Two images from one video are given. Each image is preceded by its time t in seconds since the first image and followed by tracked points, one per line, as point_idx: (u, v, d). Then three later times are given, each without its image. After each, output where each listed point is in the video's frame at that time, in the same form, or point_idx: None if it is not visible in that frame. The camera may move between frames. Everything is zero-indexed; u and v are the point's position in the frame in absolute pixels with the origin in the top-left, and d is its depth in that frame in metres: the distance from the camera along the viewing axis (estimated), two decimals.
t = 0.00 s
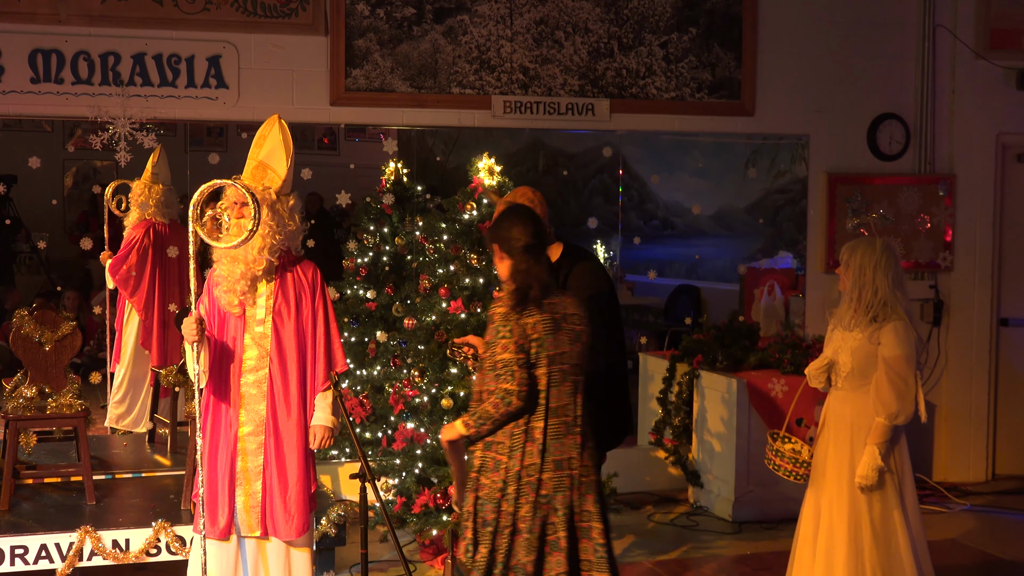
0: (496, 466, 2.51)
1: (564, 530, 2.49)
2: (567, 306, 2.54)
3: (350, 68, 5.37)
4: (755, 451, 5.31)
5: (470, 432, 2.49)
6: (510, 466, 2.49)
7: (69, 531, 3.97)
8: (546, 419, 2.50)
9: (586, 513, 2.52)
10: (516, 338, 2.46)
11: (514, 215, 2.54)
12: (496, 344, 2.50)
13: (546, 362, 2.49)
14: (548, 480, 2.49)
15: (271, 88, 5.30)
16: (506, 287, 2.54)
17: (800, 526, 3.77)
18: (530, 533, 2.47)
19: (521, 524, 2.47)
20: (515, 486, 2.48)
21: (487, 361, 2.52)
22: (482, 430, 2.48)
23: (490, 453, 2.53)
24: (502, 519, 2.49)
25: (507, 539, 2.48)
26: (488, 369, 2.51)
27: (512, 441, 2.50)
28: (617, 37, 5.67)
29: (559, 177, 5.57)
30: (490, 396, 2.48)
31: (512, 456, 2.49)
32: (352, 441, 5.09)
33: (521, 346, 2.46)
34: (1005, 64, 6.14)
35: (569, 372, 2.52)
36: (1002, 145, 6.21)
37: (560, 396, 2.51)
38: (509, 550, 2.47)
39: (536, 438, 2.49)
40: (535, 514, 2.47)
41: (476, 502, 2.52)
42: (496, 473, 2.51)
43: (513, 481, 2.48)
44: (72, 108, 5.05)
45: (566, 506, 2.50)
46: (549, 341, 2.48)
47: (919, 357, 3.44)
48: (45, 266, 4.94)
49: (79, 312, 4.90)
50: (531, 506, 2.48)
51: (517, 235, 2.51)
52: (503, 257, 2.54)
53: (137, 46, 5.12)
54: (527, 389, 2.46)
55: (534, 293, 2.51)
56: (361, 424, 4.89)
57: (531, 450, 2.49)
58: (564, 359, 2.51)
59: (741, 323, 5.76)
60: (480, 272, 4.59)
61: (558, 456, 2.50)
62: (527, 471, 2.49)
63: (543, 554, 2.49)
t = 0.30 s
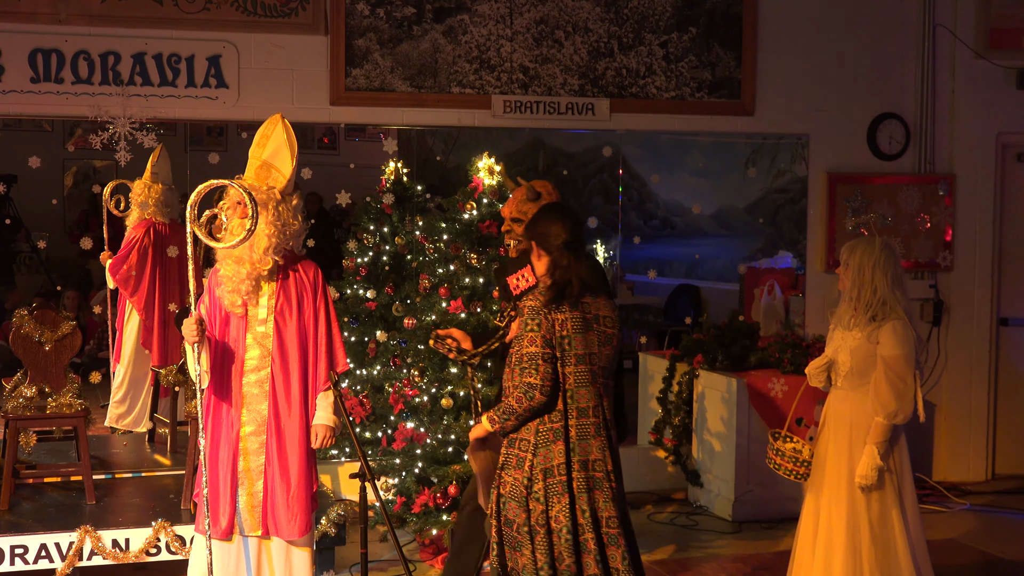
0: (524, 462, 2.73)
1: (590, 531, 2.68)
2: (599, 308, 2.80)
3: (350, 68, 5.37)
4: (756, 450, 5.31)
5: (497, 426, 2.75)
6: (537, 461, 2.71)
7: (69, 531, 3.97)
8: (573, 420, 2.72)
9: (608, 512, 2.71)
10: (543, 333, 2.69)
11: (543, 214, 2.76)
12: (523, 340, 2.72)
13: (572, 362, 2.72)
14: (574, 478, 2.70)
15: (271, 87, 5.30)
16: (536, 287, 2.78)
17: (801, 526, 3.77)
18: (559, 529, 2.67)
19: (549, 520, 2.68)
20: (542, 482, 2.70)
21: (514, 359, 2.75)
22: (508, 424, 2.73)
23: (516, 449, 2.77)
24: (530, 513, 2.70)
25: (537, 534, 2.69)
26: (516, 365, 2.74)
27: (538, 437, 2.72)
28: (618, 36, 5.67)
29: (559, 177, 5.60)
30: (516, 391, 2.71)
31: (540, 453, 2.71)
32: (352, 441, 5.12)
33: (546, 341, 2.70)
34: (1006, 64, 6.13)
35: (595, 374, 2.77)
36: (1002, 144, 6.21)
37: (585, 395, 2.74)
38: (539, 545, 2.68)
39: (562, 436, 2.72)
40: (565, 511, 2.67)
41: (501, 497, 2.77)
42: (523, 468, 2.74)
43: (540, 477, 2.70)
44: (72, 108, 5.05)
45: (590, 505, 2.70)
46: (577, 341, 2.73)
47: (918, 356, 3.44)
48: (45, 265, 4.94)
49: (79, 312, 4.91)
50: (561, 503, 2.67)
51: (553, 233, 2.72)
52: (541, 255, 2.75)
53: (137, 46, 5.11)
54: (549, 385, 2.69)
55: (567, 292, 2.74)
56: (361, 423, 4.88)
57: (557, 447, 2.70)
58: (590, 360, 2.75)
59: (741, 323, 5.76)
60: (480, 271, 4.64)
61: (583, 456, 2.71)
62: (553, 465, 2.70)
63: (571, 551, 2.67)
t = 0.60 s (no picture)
0: (535, 468, 2.67)
1: (602, 538, 2.61)
2: (609, 313, 2.74)
3: (350, 67, 5.37)
4: (757, 450, 5.31)
5: (504, 432, 2.69)
6: (547, 466, 2.65)
7: (69, 530, 3.98)
8: (583, 425, 2.66)
9: (619, 517, 2.67)
10: (550, 338, 2.63)
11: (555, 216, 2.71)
12: (530, 345, 2.66)
13: (580, 367, 2.66)
14: (585, 484, 2.64)
15: (271, 87, 5.30)
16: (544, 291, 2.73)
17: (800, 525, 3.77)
18: (574, 535, 2.61)
19: (563, 527, 2.61)
20: (555, 488, 2.63)
21: (521, 364, 2.70)
22: (514, 431, 2.67)
23: (525, 454, 2.70)
24: (542, 520, 2.64)
25: (549, 540, 2.62)
26: (522, 368, 2.69)
27: (548, 443, 2.66)
28: (618, 36, 5.67)
29: (559, 177, 5.59)
30: (524, 397, 2.65)
31: (551, 459, 2.65)
32: (353, 440, 5.14)
33: (554, 347, 2.63)
34: (1006, 63, 6.14)
35: (604, 378, 2.71)
36: (1002, 144, 6.22)
37: (594, 400, 2.68)
38: (551, 552, 2.61)
39: (574, 442, 2.65)
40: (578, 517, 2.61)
41: (511, 503, 2.70)
42: (533, 473, 2.67)
43: (552, 483, 2.64)
44: (72, 108, 5.05)
45: (602, 510, 2.64)
46: (585, 345, 2.66)
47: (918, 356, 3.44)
48: (45, 265, 4.94)
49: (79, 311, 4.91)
50: (573, 509, 2.62)
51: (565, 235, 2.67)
52: (553, 255, 2.73)
53: (137, 45, 5.11)
54: (555, 392, 2.63)
55: (581, 299, 2.65)
56: (361, 423, 4.89)
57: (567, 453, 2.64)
58: (599, 364, 2.70)
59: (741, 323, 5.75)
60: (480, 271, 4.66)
61: (594, 461, 2.66)
62: (563, 471, 2.64)
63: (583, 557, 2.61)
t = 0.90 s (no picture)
0: (535, 473, 2.60)
1: (605, 540, 2.57)
2: (607, 312, 2.67)
3: (350, 66, 5.36)
4: (757, 449, 5.31)
5: (506, 440, 2.59)
6: (550, 472, 2.57)
7: (69, 529, 3.98)
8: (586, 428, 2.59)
9: (621, 517, 2.63)
10: (552, 344, 2.54)
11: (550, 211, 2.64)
12: (531, 349, 2.58)
13: (583, 370, 2.58)
14: (588, 487, 2.59)
15: (271, 86, 5.30)
16: (541, 294, 2.65)
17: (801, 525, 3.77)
18: (573, 541, 2.54)
19: (564, 534, 2.55)
20: (556, 494, 2.56)
21: (522, 369, 2.61)
22: (517, 438, 2.57)
23: (527, 459, 2.63)
24: (543, 526, 2.56)
25: (549, 547, 2.55)
26: (523, 373, 2.61)
27: (550, 448, 2.58)
28: (618, 35, 5.67)
29: (560, 176, 5.58)
30: (526, 403, 2.56)
31: (553, 464, 2.57)
32: (352, 439, 5.12)
33: (557, 352, 2.55)
34: (1006, 63, 6.14)
35: (605, 380, 2.64)
36: (1002, 143, 6.22)
37: (596, 403, 2.62)
38: (551, 558, 2.54)
39: (576, 446, 2.58)
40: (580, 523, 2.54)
41: (512, 508, 2.63)
42: (534, 479, 2.60)
43: (554, 489, 2.56)
44: (72, 106, 5.04)
45: (604, 513, 2.59)
46: (587, 348, 2.58)
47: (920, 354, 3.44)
48: (45, 264, 4.94)
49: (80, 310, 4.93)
50: (574, 515, 2.55)
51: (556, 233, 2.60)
52: (545, 254, 2.65)
53: (137, 44, 5.10)
54: (560, 398, 2.55)
55: (582, 303, 2.58)
56: (362, 422, 4.90)
57: (570, 457, 2.58)
58: (601, 366, 2.62)
59: (741, 322, 5.75)
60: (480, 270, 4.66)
61: (597, 464, 2.61)
62: (566, 476, 2.57)
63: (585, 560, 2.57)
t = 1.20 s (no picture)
0: (533, 476, 2.59)
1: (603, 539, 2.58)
2: (600, 310, 2.66)
3: (350, 66, 5.36)
4: (757, 450, 5.31)
5: (504, 443, 2.61)
6: (547, 474, 2.57)
7: (69, 529, 3.99)
8: (582, 429, 2.59)
9: (619, 515, 2.62)
10: (546, 347, 2.54)
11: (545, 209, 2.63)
12: (526, 353, 2.58)
13: (577, 371, 2.58)
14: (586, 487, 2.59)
15: (271, 85, 5.29)
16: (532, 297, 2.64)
17: (801, 526, 3.77)
18: (571, 544, 2.53)
19: (563, 536, 2.54)
20: (553, 496, 2.55)
21: (518, 372, 2.61)
22: (515, 442, 2.59)
23: (525, 461, 2.63)
24: (541, 528, 2.56)
25: (547, 549, 2.55)
26: (518, 376, 2.62)
27: (547, 451, 2.58)
28: (618, 34, 5.67)
29: (560, 176, 5.57)
30: (523, 407, 2.57)
31: (550, 467, 2.57)
32: (352, 438, 5.12)
33: (551, 354, 2.55)
34: (1005, 62, 6.14)
35: (600, 380, 2.63)
36: (1002, 143, 6.22)
37: (592, 403, 2.61)
38: (549, 560, 2.54)
39: (573, 448, 2.58)
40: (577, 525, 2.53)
41: (511, 511, 2.62)
42: (532, 482, 2.60)
43: (551, 491, 2.56)
44: (72, 106, 5.03)
45: (601, 512, 2.60)
46: (580, 348, 2.58)
47: (922, 353, 3.45)
48: (46, 264, 4.95)
49: (79, 310, 4.95)
50: (573, 517, 2.54)
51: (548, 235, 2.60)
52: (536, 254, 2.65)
53: (137, 44, 5.10)
54: (556, 401, 2.55)
55: (573, 305, 2.56)
56: (361, 422, 4.91)
57: (569, 459, 2.57)
58: (596, 366, 2.62)
59: (741, 322, 5.75)
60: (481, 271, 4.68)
61: (595, 463, 2.61)
62: (562, 479, 2.56)
63: (585, 561, 2.57)
